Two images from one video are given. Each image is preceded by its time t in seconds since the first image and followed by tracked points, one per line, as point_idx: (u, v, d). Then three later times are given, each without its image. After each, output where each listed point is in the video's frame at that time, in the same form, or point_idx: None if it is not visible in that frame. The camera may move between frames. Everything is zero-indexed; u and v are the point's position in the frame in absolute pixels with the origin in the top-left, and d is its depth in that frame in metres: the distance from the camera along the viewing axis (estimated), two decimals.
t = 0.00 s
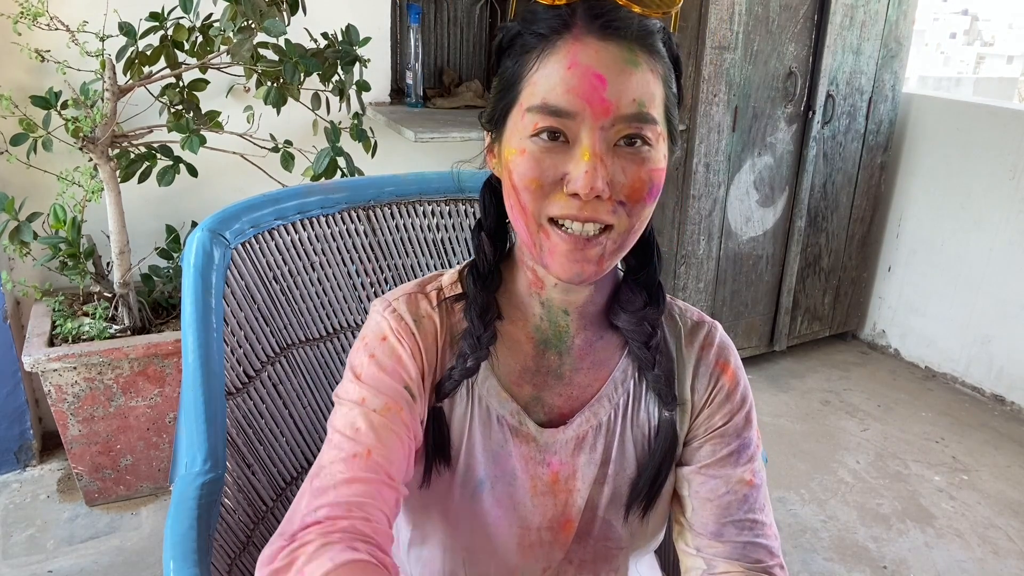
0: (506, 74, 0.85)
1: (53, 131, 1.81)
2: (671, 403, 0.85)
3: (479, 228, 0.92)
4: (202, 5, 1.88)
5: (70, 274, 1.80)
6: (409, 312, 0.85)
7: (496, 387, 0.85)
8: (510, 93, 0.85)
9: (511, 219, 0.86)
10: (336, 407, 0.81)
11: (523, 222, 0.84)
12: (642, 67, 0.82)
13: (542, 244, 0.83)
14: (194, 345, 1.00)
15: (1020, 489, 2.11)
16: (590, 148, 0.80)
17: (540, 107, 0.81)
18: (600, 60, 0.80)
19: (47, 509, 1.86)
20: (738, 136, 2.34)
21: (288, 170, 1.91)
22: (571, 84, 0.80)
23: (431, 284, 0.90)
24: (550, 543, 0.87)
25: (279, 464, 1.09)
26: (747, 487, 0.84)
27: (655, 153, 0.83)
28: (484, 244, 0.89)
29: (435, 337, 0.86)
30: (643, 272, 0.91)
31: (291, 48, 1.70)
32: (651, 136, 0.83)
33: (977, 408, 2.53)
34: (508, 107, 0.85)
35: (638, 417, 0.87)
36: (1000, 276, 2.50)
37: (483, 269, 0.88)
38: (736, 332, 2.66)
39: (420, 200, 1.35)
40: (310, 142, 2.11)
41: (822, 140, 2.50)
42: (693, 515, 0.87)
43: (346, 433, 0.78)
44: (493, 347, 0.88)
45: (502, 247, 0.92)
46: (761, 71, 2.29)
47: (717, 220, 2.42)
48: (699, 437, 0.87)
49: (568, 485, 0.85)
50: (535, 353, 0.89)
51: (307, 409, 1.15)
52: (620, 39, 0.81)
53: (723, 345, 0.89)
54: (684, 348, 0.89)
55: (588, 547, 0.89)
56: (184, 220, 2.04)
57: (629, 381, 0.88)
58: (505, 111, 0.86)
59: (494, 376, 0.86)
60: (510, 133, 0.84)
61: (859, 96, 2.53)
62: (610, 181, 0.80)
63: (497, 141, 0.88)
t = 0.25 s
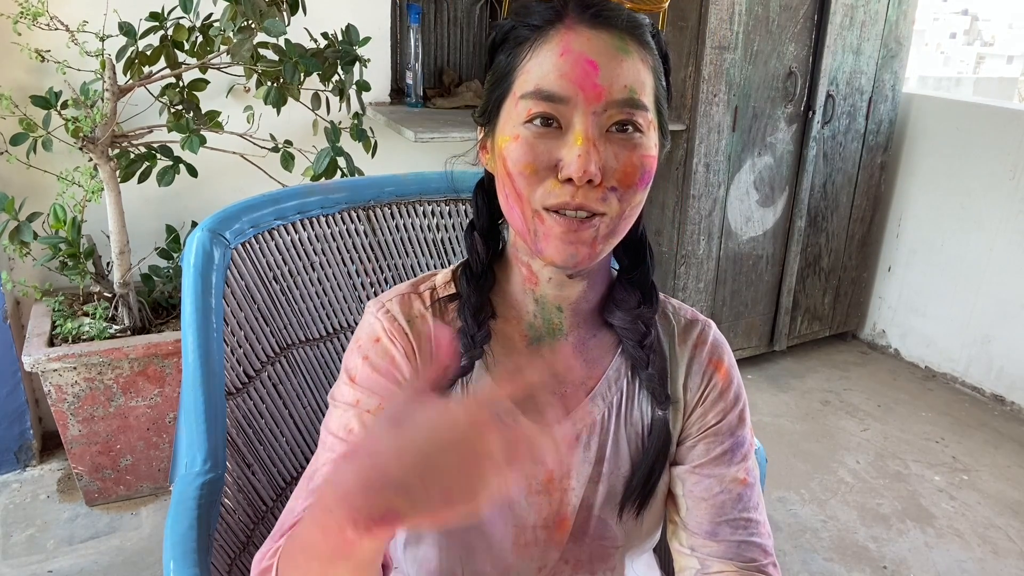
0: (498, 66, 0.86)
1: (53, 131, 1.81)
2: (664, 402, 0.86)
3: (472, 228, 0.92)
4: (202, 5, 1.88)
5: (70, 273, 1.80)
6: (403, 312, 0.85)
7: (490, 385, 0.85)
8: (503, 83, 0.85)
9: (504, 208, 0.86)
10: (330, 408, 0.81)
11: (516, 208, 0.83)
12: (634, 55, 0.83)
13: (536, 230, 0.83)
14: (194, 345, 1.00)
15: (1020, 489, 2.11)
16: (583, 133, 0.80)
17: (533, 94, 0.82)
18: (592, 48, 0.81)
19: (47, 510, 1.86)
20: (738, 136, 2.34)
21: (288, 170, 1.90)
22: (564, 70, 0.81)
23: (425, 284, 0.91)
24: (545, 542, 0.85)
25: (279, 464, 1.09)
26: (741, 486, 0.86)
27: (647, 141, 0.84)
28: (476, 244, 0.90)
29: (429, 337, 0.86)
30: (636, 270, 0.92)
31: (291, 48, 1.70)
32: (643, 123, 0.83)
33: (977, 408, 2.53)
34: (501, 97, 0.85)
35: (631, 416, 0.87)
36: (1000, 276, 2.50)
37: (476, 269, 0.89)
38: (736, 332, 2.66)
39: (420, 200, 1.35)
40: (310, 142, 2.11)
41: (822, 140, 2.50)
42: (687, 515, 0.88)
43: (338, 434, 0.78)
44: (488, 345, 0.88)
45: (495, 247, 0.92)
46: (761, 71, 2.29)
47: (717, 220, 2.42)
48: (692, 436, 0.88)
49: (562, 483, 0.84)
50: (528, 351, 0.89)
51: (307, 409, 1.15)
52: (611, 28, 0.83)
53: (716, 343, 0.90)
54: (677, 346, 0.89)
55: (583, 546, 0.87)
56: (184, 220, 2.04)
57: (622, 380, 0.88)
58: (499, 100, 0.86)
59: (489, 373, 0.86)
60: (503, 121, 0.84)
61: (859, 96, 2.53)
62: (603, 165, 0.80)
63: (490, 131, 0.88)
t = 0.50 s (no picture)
0: (482, 68, 0.86)
1: (53, 131, 1.81)
2: (656, 396, 0.85)
3: (460, 228, 0.93)
4: (202, 5, 1.88)
5: (70, 273, 1.80)
6: (396, 311, 0.85)
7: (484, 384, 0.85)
8: (486, 86, 0.86)
9: (490, 211, 0.86)
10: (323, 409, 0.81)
11: (501, 211, 0.84)
12: (615, 57, 0.83)
13: (521, 232, 0.83)
14: (194, 346, 1.00)
15: (1020, 489, 2.11)
16: (566, 135, 0.80)
17: (515, 97, 0.82)
18: (573, 50, 0.81)
19: (47, 510, 1.86)
20: (738, 137, 2.34)
21: (288, 170, 1.91)
22: (545, 73, 0.81)
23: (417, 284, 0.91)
24: (540, 539, 0.86)
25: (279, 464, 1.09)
26: (733, 483, 0.85)
27: (630, 142, 0.84)
28: (465, 243, 0.91)
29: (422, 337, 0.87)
30: (625, 266, 0.92)
31: (291, 48, 1.70)
32: (625, 124, 0.83)
33: (977, 408, 2.53)
34: (485, 100, 0.86)
35: (624, 411, 0.87)
36: (1000, 276, 2.50)
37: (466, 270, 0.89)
38: (736, 332, 2.66)
39: (420, 200, 1.36)
40: (311, 142, 2.11)
41: (822, 140, 2.50)
42: (680, 512, 0.87)
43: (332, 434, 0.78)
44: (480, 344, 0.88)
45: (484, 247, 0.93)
46: (761, 71, 2.29)
47: (717, 220, 2.42)
48: (685, 433, 0.87)
49: (556, 480, 0.85)
50: (520, 348, 0.89)
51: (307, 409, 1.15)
52: (591, 30, 0.83)
53: (708, 338, 0.89)
54: (669, 342, 0.89)
55: (578, 543, 0.88)
56: (184, 220, 2.04)
57: (614, 376, 0.88)
58: (482, 104, 0.86)
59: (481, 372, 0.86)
60: (487, 124, 0.85)
61: (859, 96, 2.53)
62: (586, 167, 0.80)
63: (475, 134, 0.88)
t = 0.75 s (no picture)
0: (471, 69, 0.86)
1: (53, 131, 1.81)
2: (652, 395, 0.86)
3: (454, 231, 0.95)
4: (202, 5, 1.88)
5: (70, 274, 1.80)
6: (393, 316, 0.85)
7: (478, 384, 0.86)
8: (476, 88, 0.86)
9: (482, 213, 0.86)
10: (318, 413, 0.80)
11: (493, 213, 0.83)
12: (604, 55, 0.83)
13: (513, 234, 0.82)
14: (194, 345, 1.00)
15: (1020, 488, 2.11)
16: (556, 136, 0.80)
17: (505, 98, 0.82)
18: (561, 50, 0.82)
19: (47, 510, 1.86)
20: (738, 137, 2.34)
21: (288, 170, 1.90)
22: (534, 73, 0.81)
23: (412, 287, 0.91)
24: (538, 540, 0.87)
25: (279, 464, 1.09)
26: (730, 484, 0.85)
27: (621, 141, 0.84)
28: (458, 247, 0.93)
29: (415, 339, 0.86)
30: (619, 266, 0.91)
31: (291, 48, 1.70)
32: (616, 123, 0.83)
33: (977, 408, 2.53)
34: (475, 102, 0.86)
35: (620, 412, 0.87)
36: (1000, 276, 2.50)
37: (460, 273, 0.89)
38: (736, 332, 2.66)
39: (420, 200, 1.36)
40: (310, 142, 2.11)
41: (822, 140, 2.50)
42: (678, 513, 0.87)
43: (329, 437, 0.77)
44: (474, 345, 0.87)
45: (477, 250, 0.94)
46: (761, 71, 2.29)
47: (717, 220, 2.42)
48: (681, 434, 0.87)
49: (552, 481, 0.85)
50: (515, 349, 0.88)
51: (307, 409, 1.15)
52: (579, 29, 0.83)
53: (704, 338, 0.89)
54: (665, 342, 0.89)
55: (577, 544, 0.88)
56: (184, 221, 2.04)
57: (609, 377, 0.88)
58: (472, 105, 0.86)
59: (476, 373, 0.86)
60: (477, 126, 0.85)
61: (859, 96, 2.53)
62: (578, 167, 0.80)
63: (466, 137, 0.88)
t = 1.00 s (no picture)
0: (472, 68, 0.87)
1: (53, 131, 1.81)
2: (652, 398, 0.85)
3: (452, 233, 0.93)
4: (202, 5, 1.88)
5: (70, 273, 1.80)
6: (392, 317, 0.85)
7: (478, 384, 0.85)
8: (477, 84, 0.86)
9: (482, 208, 0.85)
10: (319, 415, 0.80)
11: (494, 207, 0.83)
12: (604, 49, 0.83)
13: (513, 228, 0.82)
14: (194, 345, 1.00)
15: (1020, 489, 2.11)
16: (557, 127, 0.80)
17: (506, 91, 0.82)
18: (562, 43, 0.82)
19: (47, 510, 1.86)
20: (738, 137, 2.34)
21: (288, 170, 1.91)
22: (535, 66, 0.81)
23: (411, 287, 0.91)
24: (538, 541, 0.86)
25: (279, 464, 1.09)
26: (730, 485, 0.85)
27: (621, 134, 0.84)
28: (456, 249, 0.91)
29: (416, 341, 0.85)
30: (619, 267, 0.92)
31: (291, 48, 1.70)
32: (616, 116, 0.83)
33: (977, 408, 2.53)
34: (476, 97, 0.86)
35: (619, 413, 0.87)
36: (1000, 276, 2.50)
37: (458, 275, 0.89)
38: (736, 332, 2.66)
39: (420, 200, 1.36)
40: (310, 142, 2.11)
41: (821, 140, 2.50)
42: (676, 514, 0.87)
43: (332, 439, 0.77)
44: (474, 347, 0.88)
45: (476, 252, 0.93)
46: (761, 71, 2.29)
47: (717, 220, 2.42)
48: (680, 434, 0.87)
49: (552, 483, 0.85)
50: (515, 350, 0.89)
51: (307, 409, 1.15)
52: (580, 24, 0.84)
53: (704, 339, 0.89)
54: (664, 343, 0.89)
55: (577, 545, 0.88)
56: (184, 221, 2.04)
57: (609, 378, 0.88)
58: (473, 101, 0.86)
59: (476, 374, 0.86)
60: (478, 121, 0.85)
61: (859, 96, 2.53)
62: (579, 159, 0.80)
63: (466, 133, 0.88)
